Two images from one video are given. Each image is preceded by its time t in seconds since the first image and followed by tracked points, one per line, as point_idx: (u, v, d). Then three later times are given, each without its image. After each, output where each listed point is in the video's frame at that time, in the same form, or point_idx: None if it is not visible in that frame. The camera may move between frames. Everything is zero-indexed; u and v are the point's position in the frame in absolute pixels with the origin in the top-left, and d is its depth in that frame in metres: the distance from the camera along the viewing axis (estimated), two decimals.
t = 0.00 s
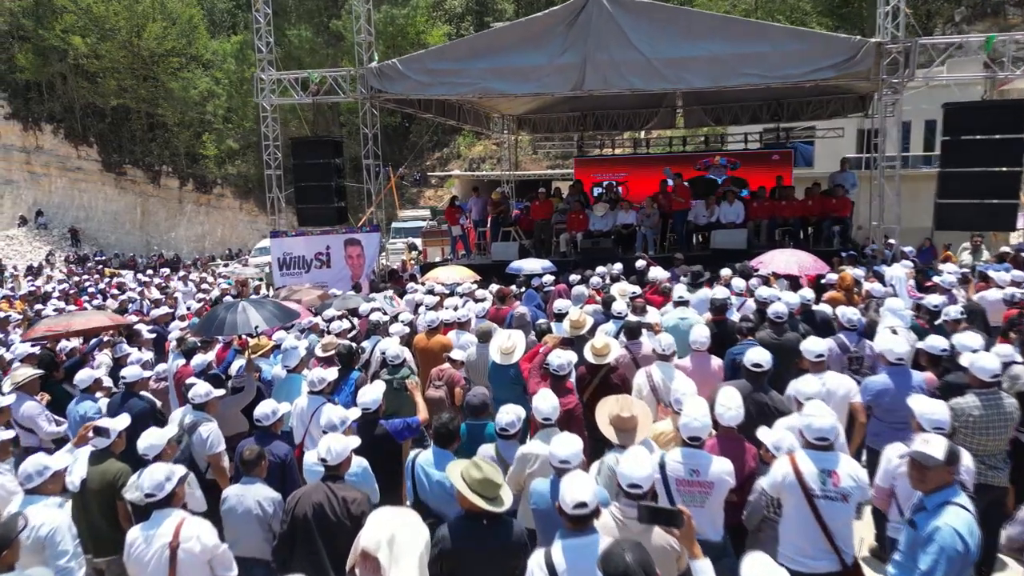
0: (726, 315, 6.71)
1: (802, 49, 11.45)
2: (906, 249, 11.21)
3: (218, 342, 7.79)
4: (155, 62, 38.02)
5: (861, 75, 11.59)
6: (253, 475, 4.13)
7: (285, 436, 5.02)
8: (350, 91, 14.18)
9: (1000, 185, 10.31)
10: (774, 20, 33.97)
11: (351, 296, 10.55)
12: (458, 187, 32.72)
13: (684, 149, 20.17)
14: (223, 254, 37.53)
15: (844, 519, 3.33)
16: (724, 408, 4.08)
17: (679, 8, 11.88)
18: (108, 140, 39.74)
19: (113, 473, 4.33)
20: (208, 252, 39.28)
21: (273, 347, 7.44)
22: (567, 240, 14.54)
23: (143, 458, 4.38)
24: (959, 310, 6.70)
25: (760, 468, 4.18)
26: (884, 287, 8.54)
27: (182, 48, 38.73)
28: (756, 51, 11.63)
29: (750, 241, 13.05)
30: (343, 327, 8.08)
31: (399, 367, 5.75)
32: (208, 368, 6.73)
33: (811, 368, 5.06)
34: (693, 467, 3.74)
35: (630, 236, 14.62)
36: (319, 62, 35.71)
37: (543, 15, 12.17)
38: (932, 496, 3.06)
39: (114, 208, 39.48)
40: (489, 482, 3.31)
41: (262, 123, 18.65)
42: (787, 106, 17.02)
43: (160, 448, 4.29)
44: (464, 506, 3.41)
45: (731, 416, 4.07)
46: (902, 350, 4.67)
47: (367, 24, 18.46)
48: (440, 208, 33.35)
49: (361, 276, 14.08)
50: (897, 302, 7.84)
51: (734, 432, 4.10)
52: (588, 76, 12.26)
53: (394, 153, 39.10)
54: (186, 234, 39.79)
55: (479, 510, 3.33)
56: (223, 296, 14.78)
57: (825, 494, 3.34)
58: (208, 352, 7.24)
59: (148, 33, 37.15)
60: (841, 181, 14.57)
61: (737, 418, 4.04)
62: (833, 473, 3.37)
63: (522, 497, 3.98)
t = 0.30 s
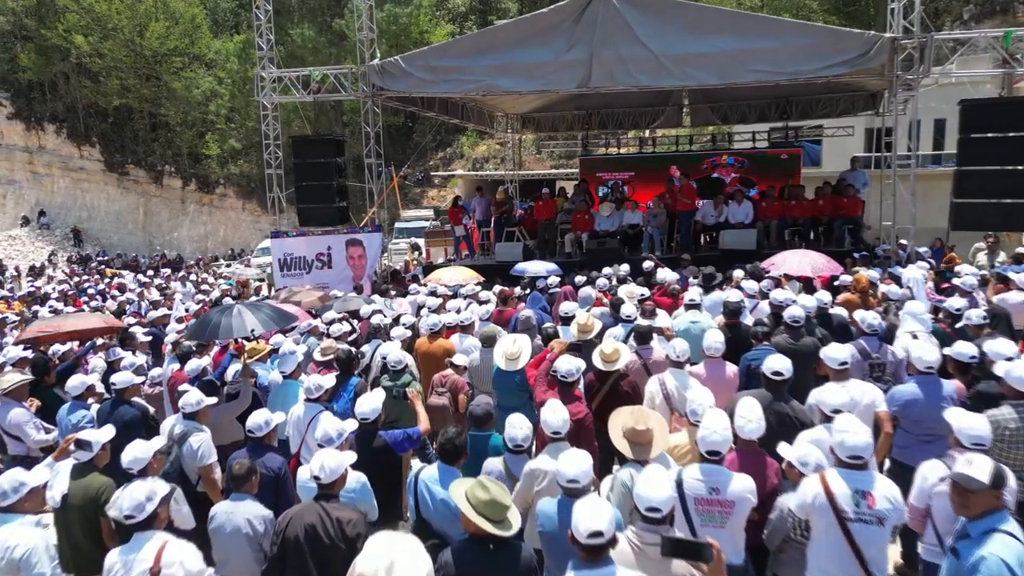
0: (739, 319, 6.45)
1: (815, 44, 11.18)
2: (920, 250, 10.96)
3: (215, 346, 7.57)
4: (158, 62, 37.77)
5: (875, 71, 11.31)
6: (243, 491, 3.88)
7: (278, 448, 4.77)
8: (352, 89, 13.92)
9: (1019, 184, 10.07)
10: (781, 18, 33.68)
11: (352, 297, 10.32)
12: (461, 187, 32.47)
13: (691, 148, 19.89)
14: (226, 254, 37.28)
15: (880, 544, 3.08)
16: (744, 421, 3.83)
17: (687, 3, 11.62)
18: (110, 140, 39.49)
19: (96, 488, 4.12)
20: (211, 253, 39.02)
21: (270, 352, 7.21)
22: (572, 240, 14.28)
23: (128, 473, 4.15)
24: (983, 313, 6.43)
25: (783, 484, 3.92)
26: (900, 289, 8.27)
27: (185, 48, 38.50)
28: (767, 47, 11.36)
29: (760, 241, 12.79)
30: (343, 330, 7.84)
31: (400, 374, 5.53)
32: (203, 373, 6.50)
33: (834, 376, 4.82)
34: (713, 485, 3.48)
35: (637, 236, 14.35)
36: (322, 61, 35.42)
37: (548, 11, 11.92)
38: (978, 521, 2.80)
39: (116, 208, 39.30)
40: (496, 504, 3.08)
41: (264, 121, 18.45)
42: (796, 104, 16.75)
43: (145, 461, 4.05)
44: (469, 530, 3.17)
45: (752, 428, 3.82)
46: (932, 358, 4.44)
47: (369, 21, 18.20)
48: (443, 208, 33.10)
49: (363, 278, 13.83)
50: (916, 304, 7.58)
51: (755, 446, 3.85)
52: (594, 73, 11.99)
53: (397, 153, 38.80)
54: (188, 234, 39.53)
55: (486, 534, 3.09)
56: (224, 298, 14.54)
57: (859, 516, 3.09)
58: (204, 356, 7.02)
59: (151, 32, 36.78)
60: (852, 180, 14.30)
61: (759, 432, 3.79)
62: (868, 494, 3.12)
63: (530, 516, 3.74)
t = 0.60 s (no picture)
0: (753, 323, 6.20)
1: (825, 40, 10.92)
2: (935, 250, 10.69)
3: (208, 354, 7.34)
4: (160, 62, 37.62)
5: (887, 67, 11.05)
6: (230, 510, 3.66)
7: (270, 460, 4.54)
8: (352, 87, 13.69)
9: None
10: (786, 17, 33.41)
11: (351, 299, 10.09)
12: (464, 187, 32.24)
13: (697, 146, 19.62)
14: (229, 254, 37.05)
15: (916, 574, 2.84)
16: (763, 435, 3.59)
17: None
18: (112, 140, 39.25)
19: (74, 504, 3.88)
20: (213, 253, 38.77)
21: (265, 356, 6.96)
22: (577, 240, 14.04)
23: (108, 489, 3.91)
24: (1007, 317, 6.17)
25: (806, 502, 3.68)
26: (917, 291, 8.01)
27: (187, 48, 38.30)
28: (776, 43, 11.11)
29: (768, 241, 12.53)
30: (342, 333, 7.60)
31: (399, 381, 5.32)
32: (195, 379, 6.27)
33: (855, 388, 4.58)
34: (733, 505, 3.24)
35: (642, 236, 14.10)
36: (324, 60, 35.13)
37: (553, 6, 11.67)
38: None
39: (118, 208, 39.10)
40: (500, 530, 2.88)
41: (263, 119, 18.23)
42: (804, 103, 16.50)
43: (127, 477, 3.82)
44: (471, 556, 2.96)
45: (771, 443, 3.57)
46: (963, 367, 4.21)
47: (371, 19, 17.97)
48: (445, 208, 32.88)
49: (364, 279, 13.60)
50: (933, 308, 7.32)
51: (775, 462, 3.60)
52: (599, 70, 11.76)
53: (400, 153, 38.53)
54: (191, 234, 39.29)
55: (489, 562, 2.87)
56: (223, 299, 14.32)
57: (894, 542, 2.86)
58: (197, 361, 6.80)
59: (153, 32, 36.65)
60: (863, 180, 14.04)
61: (780, 447, 3.55)
62: (903, 519, 2.89)
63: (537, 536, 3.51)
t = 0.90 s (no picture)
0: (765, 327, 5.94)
1: (836, 36, 10.70)
2: (947, 251, 10.45)
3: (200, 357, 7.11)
4: (161, 62, 37.35)
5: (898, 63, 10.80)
6: (215, 529, 3.45)
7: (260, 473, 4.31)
8: (352, 85, 13.46)
9: None
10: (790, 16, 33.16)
11: (350, 301, 9.86)
12: (466, 187, 32.04)
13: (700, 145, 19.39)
14: (229, 254, 36.81)
15: None
16: (784, 449, 3.36)
17: None
18: (112, 139, 38.92)
19: (51, 521, 3.67)
20: (214, 253, 38.53)
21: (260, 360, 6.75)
22: (580, 241, 13.83)
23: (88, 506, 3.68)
24: None
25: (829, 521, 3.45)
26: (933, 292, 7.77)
27: (188, 48, 37.92)
28: (785, 39, 10.87)
29: (775, 240, 12.29)
30: (339, 336, 7.37)
31: (398, 388, 5.11)
32: (186, 384, 6.08)
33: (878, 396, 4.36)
34: (756, 526, 2.99)
35: (647, 236, 13.88)
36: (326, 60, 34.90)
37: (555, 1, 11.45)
38: None
39: (119, 208, 38.92)
40: (504, 557, 2.67)
41: (262, 118, 18.01)
42: (810, 101, 16.26)
43: (107, 492, 3.59)
44: None
45: (794, 458, 3.34)
46: (992, 376, 4.00)
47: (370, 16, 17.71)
48: (446, 208, 32.69)
49: (364, 280, 13.37)
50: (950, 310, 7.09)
51: (796, 479, 3.38)
52: (603, 67, 11.53)
53: (402, 153, 38.31)
54: (191, 234, 39.07)
55: None
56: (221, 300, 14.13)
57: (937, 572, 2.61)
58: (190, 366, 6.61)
59: (153, 31, 36.51)
60: (871, 178, 13.81)
61: (801, 463, 3.32)
62: (945, 545, 2.65)
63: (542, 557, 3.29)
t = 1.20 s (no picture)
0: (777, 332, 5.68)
1: (846, 31, 10.45)
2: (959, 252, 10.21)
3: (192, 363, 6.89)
4: (160, 61, 36.94)
5: (908, 60, 10.57)
6: (198, 553, 3.20)
7: (248, 489, 4.07)
8: (351, 83, 13.22)
9: None
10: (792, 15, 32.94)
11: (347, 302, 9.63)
12: (466, 187, 31.83)
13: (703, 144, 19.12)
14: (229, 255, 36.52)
15: None
16: (810, 467, 3.11)
17: None
18: (111, 139, 38.63)
19: (23, 541, 3.42)
20: (213, 254, 38.26)
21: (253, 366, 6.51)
22: (582, 241, 13.60)
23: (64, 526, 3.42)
24: None
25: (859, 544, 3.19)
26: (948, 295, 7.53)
27: (187, 47, 37.47)
28: (793, 35, 10.64)
29: (782, 240, 12.04)
30: (334, 339, 7.12)
31: (397, 396, 4.85)
32: (175, 390, 5.84)
33: (903, 405, 4.13)
34: (782, 553, 2.74)
35: (651, 236, 13.65)
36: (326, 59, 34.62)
37: None
38: None
39: (118, 208, 38.72)
40: None
41: (260, 116, 17.78)
42: (816, 99, 16.01)
43: (82, 511, 3.34)
44: None
45: (820, 476, 3.09)
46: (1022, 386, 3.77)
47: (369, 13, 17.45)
48: (446, 208, 32.46)
49: (362, 281, 13.13)
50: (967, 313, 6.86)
51: (823, 499, 3.13)
52: (607, 64, 11.29)
53: (402, 152, 38.05)
54: (191, 234, 38.81)
55: None
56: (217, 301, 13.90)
57: None
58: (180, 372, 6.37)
59: (151, 29, 35.96)
60: (878, 177, 13.57)
61: (829, 483, 3.08)
62: None
63: None
